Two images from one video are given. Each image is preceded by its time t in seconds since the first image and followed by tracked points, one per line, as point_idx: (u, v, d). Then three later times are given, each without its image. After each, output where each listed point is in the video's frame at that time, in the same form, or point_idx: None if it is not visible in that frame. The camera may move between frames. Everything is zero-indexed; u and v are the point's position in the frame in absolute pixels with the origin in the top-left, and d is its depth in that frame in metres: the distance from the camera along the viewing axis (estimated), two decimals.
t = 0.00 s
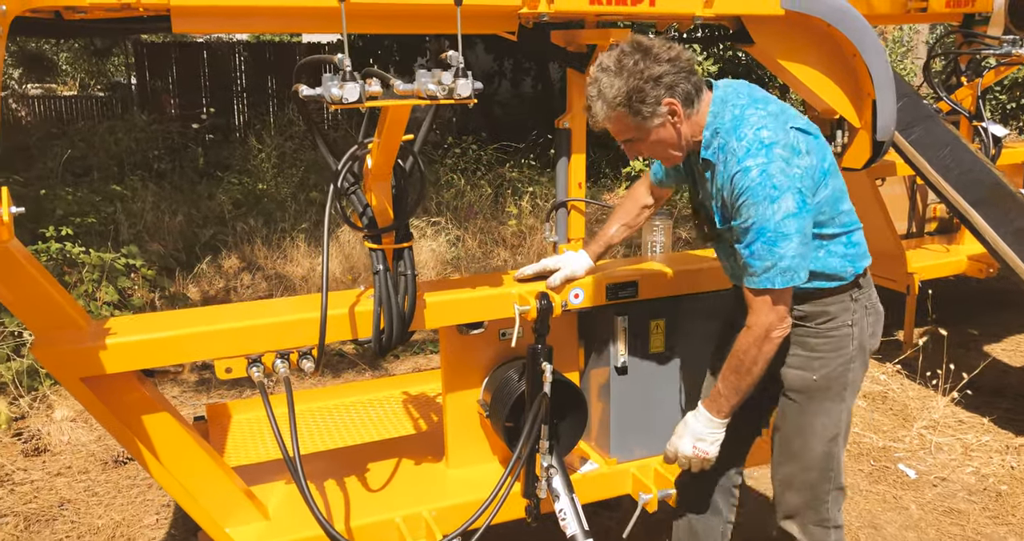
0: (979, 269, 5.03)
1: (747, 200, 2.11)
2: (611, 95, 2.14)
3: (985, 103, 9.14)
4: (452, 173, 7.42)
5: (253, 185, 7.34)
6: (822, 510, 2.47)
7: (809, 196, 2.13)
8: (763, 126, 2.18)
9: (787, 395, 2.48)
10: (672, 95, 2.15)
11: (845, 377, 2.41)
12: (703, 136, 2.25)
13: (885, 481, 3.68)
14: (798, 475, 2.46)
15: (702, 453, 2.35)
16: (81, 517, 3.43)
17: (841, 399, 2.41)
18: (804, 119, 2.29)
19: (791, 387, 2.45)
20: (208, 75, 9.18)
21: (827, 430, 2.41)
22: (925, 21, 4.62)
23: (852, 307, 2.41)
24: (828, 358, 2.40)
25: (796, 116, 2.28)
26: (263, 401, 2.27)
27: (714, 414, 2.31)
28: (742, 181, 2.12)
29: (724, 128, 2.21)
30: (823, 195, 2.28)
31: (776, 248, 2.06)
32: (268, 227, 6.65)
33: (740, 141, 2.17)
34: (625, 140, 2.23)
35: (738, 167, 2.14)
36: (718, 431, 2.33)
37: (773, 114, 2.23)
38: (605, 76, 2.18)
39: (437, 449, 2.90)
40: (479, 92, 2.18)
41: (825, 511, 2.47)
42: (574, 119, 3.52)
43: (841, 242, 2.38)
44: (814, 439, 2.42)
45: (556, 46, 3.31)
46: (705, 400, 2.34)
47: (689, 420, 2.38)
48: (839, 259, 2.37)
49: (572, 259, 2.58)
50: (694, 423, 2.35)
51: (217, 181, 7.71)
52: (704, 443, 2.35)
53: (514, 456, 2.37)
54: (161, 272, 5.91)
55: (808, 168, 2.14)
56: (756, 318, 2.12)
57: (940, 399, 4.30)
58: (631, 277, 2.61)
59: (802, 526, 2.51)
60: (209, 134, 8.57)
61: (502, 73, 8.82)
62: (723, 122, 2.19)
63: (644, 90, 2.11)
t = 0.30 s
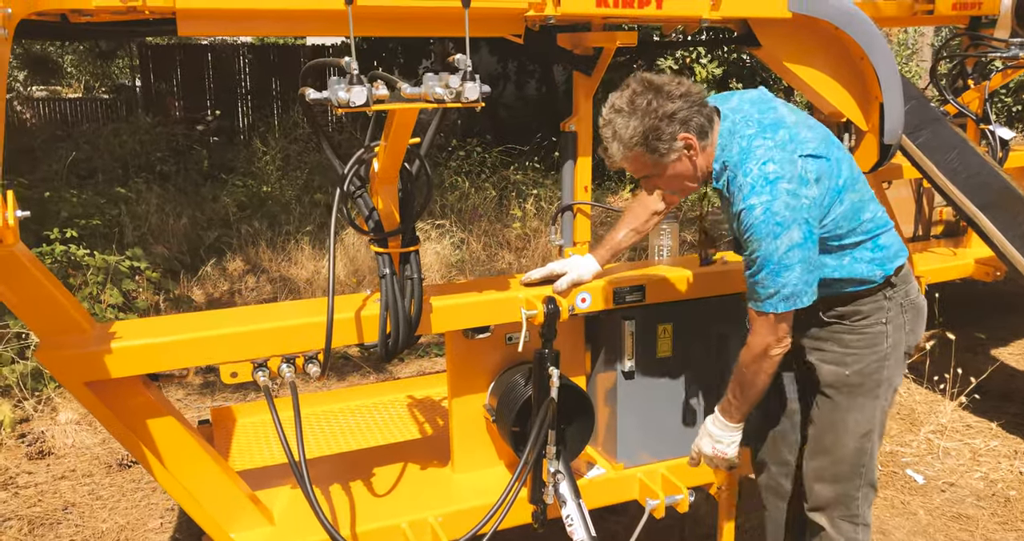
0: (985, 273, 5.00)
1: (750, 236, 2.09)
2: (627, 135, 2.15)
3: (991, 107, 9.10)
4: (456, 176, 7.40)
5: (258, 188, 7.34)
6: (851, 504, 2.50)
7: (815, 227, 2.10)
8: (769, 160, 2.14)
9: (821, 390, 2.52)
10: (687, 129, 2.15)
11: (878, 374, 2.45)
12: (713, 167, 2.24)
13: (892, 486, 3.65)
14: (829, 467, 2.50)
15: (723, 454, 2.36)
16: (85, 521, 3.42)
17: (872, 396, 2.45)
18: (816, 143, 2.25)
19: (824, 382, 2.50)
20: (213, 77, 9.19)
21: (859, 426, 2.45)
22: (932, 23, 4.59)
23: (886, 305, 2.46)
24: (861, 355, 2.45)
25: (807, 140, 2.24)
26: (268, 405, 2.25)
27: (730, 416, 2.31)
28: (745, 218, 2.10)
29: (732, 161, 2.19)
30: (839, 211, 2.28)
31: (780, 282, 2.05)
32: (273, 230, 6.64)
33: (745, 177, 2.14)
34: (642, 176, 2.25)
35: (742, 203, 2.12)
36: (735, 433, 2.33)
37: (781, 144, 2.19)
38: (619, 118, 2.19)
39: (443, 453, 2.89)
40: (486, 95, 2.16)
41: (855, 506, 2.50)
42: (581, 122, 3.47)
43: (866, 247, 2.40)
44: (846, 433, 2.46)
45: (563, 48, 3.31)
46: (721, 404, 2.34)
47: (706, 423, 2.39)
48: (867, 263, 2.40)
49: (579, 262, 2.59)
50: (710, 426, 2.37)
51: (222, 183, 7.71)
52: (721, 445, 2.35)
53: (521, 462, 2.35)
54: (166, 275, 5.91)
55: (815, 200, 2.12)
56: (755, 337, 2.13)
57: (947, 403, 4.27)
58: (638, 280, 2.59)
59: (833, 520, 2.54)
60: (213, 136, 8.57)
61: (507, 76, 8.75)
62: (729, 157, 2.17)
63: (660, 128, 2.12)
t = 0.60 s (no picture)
0: (991, 275, 4.92)
1: (744, 267, 2.07)
2: (632, 170, 2.13)
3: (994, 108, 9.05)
4: (458, 178, 7.37)
5: (259, 189, 7.32)
6: (858, 501, 2.50)
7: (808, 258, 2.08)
8: (766, 195, 2.09)
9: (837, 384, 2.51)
10: (691, 161, 2.12)
11: (895, 370, 2.43)
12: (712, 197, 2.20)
13: (899, 491, 3.62)
14: (839, 463, 2.49)
15: (705, 470, 2.34)
16: (84, 526, 3.39)
17: (885, 394, 2.43)
18: (816, 171, 2.19)
19: (842, 376, 2.49)
20: (214, 79, 9.16)
21: (871, 422, 2.44)
22: (936, 24, 4.55)
23: (905, 303, 2.42)
24: (878, 350, 2.43)
25: (808, 170, 2.18)
26: (268, 408, 2.22)
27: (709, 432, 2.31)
28: (739, 251, 2.08)
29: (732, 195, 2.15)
30: (840, 231, 2.25)
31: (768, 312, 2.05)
32: (274, 232, 6.61)
33: (743, 211, 2.11)
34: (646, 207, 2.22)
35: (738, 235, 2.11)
36: (715, 449, 2.32)
37: (780, 177, 2.14)
38: (623, 153, 2.16)
39: (445, 457, 2.86)
40: (489, 95, 2.13)
41: (862, 504, 2.49)
42: (583, 124, 3.48)
43: (873, 255, 2.35)
44: (857, 429, 2.45)
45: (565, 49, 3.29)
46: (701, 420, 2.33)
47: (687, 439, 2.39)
48: (874, 269, 2.35)
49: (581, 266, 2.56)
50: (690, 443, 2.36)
51: (223, 185, 7.68)
52: (702, 461, 2.34)
53: (524, 468, 2.32)
54: (167, 277, 5.88)
55: (810, 234, 2.08)
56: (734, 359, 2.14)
57: (954, 407, 4.23)
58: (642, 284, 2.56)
59: (841, 517, 2.54)
60: (215, 137, 8.55)
61: (508, 78, 8.86)
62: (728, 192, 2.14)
63: (664, 161, 2.09)
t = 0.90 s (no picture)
0: (994, 278, 4.82)
1: (779, 230, 2.06)
2: (672, 112, 2.11)
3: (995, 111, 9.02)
4: (458, 179, 7.33)
5: (259, 191, 7.30)
6: (864, 499, 2.46)
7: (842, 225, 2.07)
8: (802, 157, 2.12)
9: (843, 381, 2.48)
10: (729, 117, 2.13)
11: (902, 367, 2.40)
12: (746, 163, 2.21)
13: (902, 495, 3.59)
14: (846, 461, 2.46)
15: (714, 460, 2.28)
16: (83, 529, 3.37)
17: (892, 391, 2.40)
18: (847, 144, 2.21)
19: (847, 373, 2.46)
20: (215, 81, 9.15)
21: (878, 419, 2.40)
22: (939, 25, 4.53)
23: (912, 300, 2.39)
24: (884, 347, 2.40)
25: (839, 141, 2.21)
26: (267, 412, 2.20)
27: (725, 421, 2.23)
28: (775, 212, 2.08)
29: (766, 158, 2.17)
30: (866, 211, 2.24)
31: (803, 276, 2.02)
32: (274, 234, 6.58)
33: (778, 173, 2.12)
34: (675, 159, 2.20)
35: (774, 196, 2.11)
36: (729, 439, 2.25)
37: (815, 143, 2.16)
38: (665, 96, 2.15)
39: (446, 461, 2.84)
40: (491, 96, 2.10)
41: (868, 502, 2.46)
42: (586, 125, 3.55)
43: (890, 245, 2.33)
44: (864, 426, 2.41)
45: (567, 50, 3.28)
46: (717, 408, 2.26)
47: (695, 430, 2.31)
48: (890, 262, 2.33)
49: (586, 266, 2.53)
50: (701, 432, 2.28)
51: (223, 186, 7.65)
52: (713, 451, 2.27)
53: (526, 473, 2.29)
54: (167, 279, 5.87)
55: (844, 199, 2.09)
56: (768, 335, 2.09)
57: (958, 410, 4.21)
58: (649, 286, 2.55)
59: (848, 516, 2.50)
60: (215, 139, 8.53)
61: (510, 80, 8.84)
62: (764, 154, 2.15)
63: (705, 110, 2.09)
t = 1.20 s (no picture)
0: (995, 278, 4.81)
1: (843, 164, 2.11)
2: (733, 27, 2.07)
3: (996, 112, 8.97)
4: (458, 180, 7.30)
5: (258, 192, 7.28)
6: (870, 498, 2.43)
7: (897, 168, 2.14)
8: (858, 98, 2.19)
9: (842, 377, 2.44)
10: (786, 48, 2.11)
11: (902, 364, 2.38)
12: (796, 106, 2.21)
13: (904, 497, 3.57)
14: (850, 459, 2.42)
15: (732, 397, 2.21)
16: (79, 532, 3.34)
17: (894, 387, 2.37)
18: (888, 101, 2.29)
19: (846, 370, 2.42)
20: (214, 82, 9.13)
21: (881, 415, 2.37)
22: (940, 25, 4.50)
23: (912, 297, 2.37)
24: (886, 343, 2.37)
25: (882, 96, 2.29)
26: (263, 414, 2.17)
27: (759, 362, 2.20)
28: (838, 146, 2.13)
29: (819, 99, 2.19)
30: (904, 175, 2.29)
31: (868, 214, 2.07)
32: (273, 235, 6.55)
33: (836, 112, 2.17)
34: (722, 85, 2.16)
35: (834, 134, 2.15)
36: (755, 380, 2.21)
37: (865, 90, 2.23)
38: (728, 12, 2.11)
39: (445, 463, 2.81)
40: (490, 94, 2.09)
41: (874, 501, 2.43)
42: (586, 125, 3.60)
43: (909, 233, 2.33)
44: (868, 423, 2.38)
45: (566, 49, 3.27)
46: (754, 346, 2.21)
47: (720, 363, 2.23)
48: (906, 250, 2.32)
49: (611, 268, 2.50)
50: (728, 365, 2.22)
51: (222, 187, 7.63)
52: (735, 388, 2.20)
53: (525, 476, 2.28)
54: (164, 280, 5.85)
55: (899, 141, 2.17)
56: (843, 284, 2.12)
57: (960, 412, 4.19)
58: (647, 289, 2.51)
59: (853, 515, 2.47)
60: (214, 140, 8.50)
61: (509, 80, 8.82)
62: (820, 93, 2.16)
63: (767, 31, 2.06)
